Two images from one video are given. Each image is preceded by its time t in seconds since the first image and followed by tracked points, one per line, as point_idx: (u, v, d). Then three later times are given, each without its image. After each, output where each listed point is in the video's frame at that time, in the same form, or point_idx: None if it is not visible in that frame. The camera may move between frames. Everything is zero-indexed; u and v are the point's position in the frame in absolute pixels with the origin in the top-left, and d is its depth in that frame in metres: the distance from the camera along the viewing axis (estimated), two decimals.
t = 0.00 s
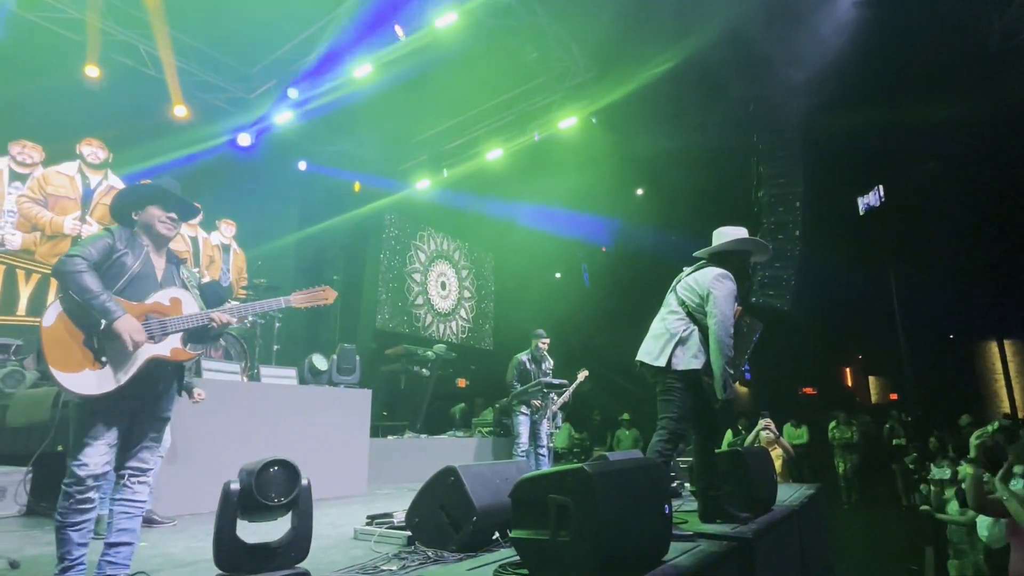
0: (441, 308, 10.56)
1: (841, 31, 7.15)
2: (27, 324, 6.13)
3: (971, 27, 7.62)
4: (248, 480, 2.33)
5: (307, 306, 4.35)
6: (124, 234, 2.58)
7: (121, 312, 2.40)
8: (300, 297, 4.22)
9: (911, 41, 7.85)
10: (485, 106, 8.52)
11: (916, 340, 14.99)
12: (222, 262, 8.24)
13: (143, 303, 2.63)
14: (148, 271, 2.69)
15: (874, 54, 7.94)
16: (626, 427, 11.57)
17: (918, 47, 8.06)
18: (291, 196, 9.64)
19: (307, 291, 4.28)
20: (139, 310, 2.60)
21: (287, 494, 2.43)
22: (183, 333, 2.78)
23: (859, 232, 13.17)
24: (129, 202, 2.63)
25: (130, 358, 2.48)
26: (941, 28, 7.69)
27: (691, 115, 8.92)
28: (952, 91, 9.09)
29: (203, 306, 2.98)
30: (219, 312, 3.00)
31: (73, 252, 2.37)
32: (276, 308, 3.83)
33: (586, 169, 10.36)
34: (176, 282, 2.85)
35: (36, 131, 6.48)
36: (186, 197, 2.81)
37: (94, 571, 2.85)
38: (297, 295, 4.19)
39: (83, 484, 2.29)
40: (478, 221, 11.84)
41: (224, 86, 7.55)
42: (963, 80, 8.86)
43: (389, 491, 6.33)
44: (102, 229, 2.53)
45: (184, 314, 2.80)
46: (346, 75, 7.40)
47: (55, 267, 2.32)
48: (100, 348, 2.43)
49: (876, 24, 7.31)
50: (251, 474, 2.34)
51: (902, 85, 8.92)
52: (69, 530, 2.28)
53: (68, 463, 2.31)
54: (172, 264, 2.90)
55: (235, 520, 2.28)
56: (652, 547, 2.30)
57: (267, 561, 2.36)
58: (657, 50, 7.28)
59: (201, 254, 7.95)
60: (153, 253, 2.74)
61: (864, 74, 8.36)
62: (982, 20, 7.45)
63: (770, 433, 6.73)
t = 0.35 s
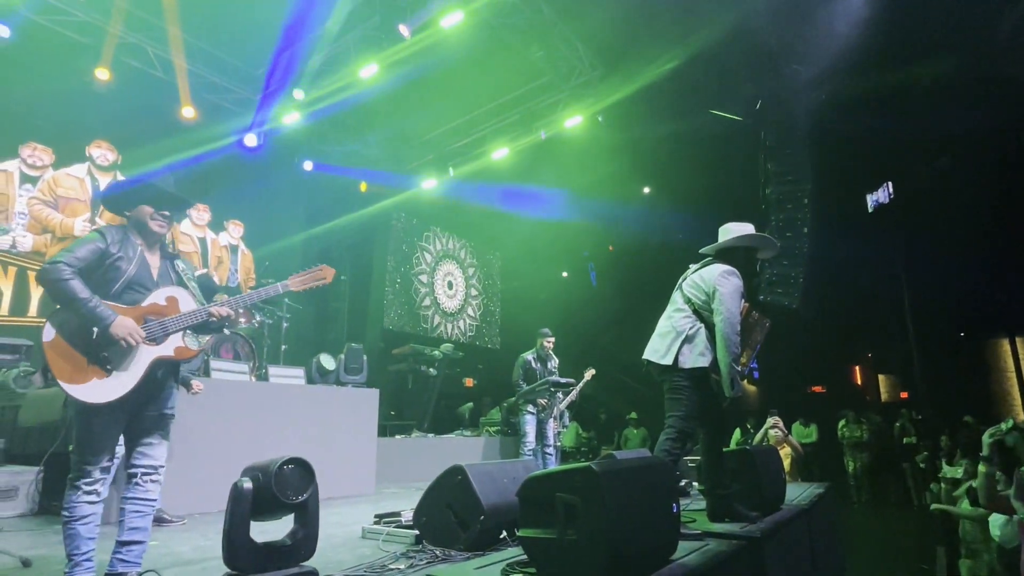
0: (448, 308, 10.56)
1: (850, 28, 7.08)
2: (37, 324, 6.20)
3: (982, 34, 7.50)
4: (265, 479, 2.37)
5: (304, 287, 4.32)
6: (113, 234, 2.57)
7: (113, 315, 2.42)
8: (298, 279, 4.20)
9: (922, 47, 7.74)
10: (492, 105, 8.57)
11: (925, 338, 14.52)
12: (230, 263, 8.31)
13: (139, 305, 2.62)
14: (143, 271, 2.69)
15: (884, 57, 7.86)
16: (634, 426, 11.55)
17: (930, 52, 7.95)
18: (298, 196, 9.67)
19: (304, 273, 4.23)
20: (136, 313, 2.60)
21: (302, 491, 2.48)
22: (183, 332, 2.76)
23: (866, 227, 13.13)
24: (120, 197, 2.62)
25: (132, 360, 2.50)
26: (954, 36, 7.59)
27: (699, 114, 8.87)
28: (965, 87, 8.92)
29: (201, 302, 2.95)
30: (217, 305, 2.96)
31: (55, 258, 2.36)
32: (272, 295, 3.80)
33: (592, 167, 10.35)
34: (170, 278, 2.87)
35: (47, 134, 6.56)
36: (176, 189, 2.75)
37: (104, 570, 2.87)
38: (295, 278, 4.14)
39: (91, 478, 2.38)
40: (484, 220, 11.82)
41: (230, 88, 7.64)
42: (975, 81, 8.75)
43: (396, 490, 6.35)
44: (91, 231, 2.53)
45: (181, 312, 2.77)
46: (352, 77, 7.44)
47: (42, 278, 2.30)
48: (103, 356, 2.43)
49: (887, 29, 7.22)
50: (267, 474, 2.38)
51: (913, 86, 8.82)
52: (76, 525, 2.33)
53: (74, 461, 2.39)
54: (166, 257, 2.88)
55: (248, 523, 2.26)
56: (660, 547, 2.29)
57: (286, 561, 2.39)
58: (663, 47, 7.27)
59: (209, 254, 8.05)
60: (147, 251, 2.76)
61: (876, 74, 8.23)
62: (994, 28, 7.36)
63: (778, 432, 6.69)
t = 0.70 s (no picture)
0: (458, 308, 10.57)
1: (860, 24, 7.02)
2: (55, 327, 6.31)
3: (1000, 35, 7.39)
4: (287, 480, 2.39)
5: (307, 295, 4.32)
6: (115, 239, 2.61)
7: (112, 327, 2.42)
8: (302, 287, 4.18)
9: (937, 47, 7.64)
10: (501, 106, 8.62)
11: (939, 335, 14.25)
12: (242, 265, 8.38)
13: (142, 313, 2.62)
14: (148, 277, 2.71)
15: (898, 54, 7.77)
16: (646, 425, 11.51)
17: (946, 50, 7.82)
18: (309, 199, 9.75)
19: (306, 282, 4.22)
20: (139, 321, 2.58)
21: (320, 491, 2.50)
22: (188, 339, 2.71)
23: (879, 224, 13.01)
24: (124, 203, 2.66)
25: (133, 374, 2.47)
26: (970, 39, 7.47)
27: (710, 112, 8.82)
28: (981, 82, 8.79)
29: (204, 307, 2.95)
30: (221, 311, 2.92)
31: (58, 271, 2.41)
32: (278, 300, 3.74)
33: (602, 166, 10.32)
34: (175, 283, 2.86)
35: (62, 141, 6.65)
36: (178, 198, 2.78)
37: (123, 569, 2.91)
38: (298, 287, 4.12)
39: (102, 479, 2.43)
40: (494, 220, 11.81)
41: (241, 92, 7.72)
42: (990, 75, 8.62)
43: (409, 491, 6.36)
44: (95, 238, 2.58)
45: (184, 319, 2.73)
46: (361, 79, 7.50)
47: (43, 290, 2.35)
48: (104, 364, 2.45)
49: (900, 28, 7.13)
50: (291, 475, 2.40)
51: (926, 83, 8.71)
52: (92, 526, 2.37)
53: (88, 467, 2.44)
54: (171, 261, 2.88)
55: (267, 525, 2.27)
56: (673, 547, 2.27)
57: (304, 558, 2.42)
58: (671, 45, 7.25)
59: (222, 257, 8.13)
60: (152, 257, 2.78)
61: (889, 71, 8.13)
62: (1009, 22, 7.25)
63: (792, 430, 6.63)
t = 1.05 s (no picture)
0: (475, 310, 10.59)
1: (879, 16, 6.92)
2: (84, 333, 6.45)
3: None
4: (312, 484, 2.41)
5: (332, 296, 4.26)
6: (149, 250, 2.68)
7: (136, 330, 2.47)
8: (325, 286, 4.13)
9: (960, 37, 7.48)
10: (514, 107, 8.62)
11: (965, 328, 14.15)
12: (262, 271, 8.39)
13: (168, 315, 2.65)
14: (178, 283, 2.75)
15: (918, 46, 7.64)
16: (665, 426, 11.42)
17: (968, 41, 7.68)
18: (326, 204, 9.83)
19: (331, 280, 4.18)
20: (164, 324, 2.61)
21: (344, 492, 2.52)
22: (212, 340, 2.73)
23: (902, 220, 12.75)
24: (165, 210, 2.78)
25: (156, 375, 2.51)
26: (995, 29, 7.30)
27: (726, 109, 8.75)
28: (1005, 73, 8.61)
29: (230, 309, 2.92)
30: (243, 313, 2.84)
31: (94, 275, 2.49)
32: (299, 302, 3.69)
33: (617, 165, 10.28)
34: (207, 291, 2.89)
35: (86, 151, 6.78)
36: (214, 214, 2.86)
37: (151, 571, 2.97)
38: (322, 286, 4.09)
39: (134, 481, 2.48)
40: (510, 221, 11.83)
41: (259, 99, 7.83)
42: (1014, 66, 8.43)
43: (428, 493, 6.37)
44: (132, 248, 2.67)
45: (209, 321, 2.74)
46: (376, 84, 7.58)
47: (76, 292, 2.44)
48: (131, 366, 2.51)
49: (920, 21, 7.01)
50: (314, 479, 2.42)
51: (948, 75, 8.55)
52: (121, 527, 2.43)
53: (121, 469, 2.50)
54: (204, 271, 2.93)
55: (292, 526, 2.30)
56: (693, 547, 2.25)
57: (326, 561, 2.43)
58: (685, 41, 7.21)
59: (241, 263, 8.09)
60: (185, 264, 2.83)
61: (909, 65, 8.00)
62: None
63: (815, 430, 6.53)
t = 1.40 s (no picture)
0: (501, 313, 10.61)
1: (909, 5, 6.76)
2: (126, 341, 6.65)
3: None
4: (341, 488, 2.43)
5: (372, 311, 4.27)
6: (199, 259, 2.77)
7: (187, 330, 2.56)
8: (363, 300, 4.12)
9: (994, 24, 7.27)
10: (536, 112, 8.71)
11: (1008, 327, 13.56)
12: (292, 277, 8.55)
13: (214, 323, 2.71)
14: (223, 292, 2.83)
15: (950, 35, 7.45)
16: (694, 428, 11.28)
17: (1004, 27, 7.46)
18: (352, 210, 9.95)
19: (371, 294, 4.19)
20: (209, 330, 2.67)
21: (373, 496, 2.55)
22: (254, 349, 2.77)
23: (938, 214, 12.39)
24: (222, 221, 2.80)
25: (201, 376, 2.59)
26: None
27: (752, 104, 8.64)
28: None
29: (272, 319, 2.99)
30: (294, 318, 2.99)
31: (145, 283, 2.57)
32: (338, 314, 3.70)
33: (641, 165, 10.20)
34: (250, 301, 2.94)
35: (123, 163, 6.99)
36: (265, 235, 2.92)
37: (190, 572, 3.04)
38: (361, 299, 4.11)
39: (176, 483, 2.55)
40: (534, 222, 11.81)
41: (287, 109, 7.99)
42: None
43: (457, 496, 6.40)
44: (183, 257, 2.76)
45: (252, 330, 2.79)
46: (400, 90, 7.70)
47: (130, 299, 2.54)
48: (180, 369, 2.60)
49: (950, 9, 6.87)
50: (343, 484, 2.43)
51: (979, 59, 8.35)
52: (163, 528, 2.51)
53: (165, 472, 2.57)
54: (248, 280, 3.00)
55: (322, 532, 2.34)
56: (728, 553, 2.21)
57: (356, 564, 2.49)
58: (708, 38, 7.14)
59: (271, 270, 8.27)
60: (230, 275, 2.90)
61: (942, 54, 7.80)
62: None
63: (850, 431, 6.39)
